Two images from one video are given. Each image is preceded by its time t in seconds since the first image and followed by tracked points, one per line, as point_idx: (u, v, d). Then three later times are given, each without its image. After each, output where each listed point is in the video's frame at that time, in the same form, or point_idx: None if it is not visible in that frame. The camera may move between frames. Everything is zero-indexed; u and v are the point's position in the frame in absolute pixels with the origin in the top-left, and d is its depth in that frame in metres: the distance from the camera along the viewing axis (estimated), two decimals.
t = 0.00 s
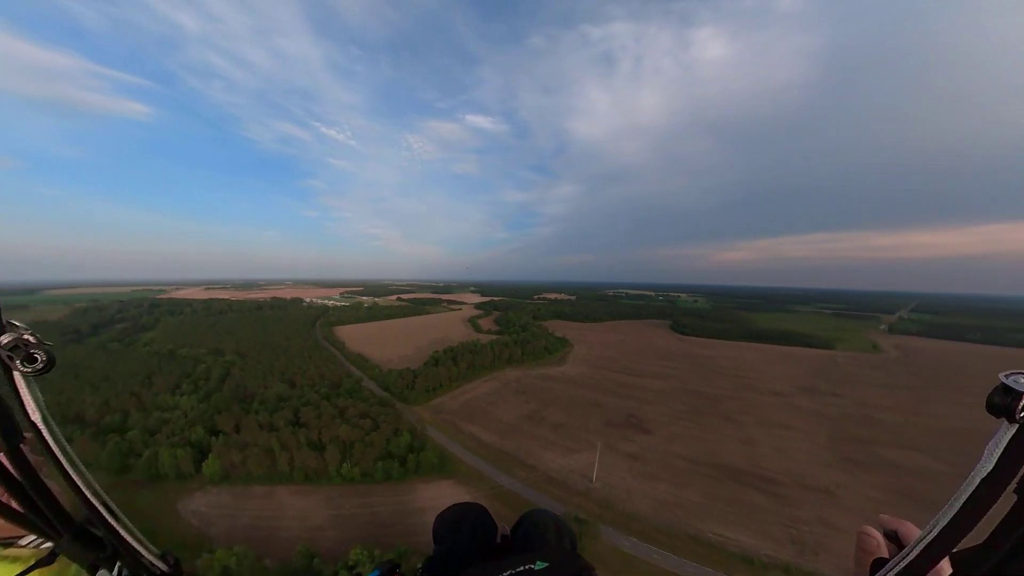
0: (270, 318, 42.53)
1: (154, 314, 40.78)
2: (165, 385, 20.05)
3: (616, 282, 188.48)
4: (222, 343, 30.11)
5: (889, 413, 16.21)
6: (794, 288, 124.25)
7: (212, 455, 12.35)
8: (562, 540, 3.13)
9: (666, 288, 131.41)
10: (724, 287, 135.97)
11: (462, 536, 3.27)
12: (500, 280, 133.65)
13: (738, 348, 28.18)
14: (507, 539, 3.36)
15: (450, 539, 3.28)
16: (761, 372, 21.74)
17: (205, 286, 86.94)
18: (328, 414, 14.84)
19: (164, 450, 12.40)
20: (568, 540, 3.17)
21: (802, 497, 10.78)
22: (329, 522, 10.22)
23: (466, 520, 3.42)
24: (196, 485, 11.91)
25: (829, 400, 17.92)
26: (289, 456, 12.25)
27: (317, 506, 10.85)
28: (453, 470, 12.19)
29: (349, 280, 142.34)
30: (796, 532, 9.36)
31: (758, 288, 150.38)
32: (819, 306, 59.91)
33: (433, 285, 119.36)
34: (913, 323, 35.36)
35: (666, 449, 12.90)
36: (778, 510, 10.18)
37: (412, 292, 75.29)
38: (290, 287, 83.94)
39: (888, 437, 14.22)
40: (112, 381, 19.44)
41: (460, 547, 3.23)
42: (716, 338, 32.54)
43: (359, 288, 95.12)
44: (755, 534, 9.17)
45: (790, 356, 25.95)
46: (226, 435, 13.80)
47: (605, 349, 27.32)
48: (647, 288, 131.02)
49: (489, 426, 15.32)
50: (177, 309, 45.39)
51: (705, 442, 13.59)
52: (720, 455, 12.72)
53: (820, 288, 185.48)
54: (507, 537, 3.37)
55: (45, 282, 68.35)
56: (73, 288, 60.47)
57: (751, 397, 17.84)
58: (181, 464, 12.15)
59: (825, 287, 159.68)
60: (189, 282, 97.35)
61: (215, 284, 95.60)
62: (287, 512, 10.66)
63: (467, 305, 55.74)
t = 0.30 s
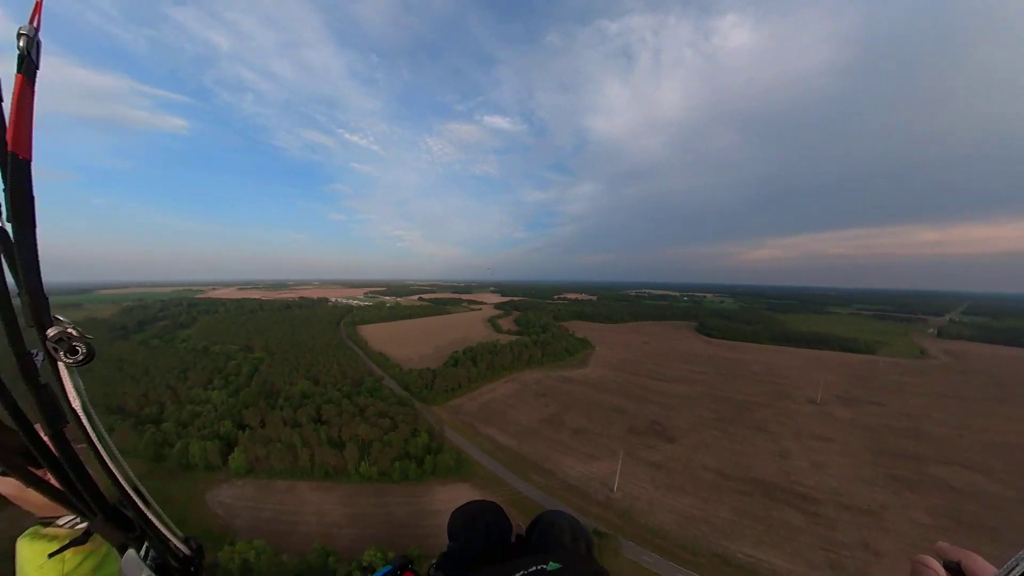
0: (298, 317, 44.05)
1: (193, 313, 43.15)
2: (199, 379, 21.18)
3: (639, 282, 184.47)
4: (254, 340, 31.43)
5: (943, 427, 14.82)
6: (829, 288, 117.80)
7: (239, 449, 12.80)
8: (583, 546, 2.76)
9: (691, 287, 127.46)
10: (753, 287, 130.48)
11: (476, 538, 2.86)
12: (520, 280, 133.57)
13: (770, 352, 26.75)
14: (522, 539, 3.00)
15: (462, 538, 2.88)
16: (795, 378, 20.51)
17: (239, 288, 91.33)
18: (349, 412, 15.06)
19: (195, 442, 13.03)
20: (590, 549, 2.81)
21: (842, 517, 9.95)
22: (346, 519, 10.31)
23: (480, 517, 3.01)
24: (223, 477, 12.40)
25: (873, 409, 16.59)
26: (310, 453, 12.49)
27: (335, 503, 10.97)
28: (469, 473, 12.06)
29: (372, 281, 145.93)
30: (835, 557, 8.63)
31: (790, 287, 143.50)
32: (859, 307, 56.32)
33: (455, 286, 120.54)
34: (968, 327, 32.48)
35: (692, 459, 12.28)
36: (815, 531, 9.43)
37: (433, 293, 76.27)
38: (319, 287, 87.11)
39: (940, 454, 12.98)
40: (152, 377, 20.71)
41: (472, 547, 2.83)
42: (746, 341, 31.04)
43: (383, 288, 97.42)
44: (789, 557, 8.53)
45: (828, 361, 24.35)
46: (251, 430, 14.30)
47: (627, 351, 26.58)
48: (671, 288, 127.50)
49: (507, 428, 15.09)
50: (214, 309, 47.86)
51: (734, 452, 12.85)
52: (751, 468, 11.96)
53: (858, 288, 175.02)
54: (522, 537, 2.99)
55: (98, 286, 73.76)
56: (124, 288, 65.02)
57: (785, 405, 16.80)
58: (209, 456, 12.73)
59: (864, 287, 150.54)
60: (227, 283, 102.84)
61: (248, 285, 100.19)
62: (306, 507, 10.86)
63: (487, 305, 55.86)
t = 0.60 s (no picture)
0: (325, 316, 45.40)
1: (228, 312, 45.38)
2: (231, 373, 22.24)
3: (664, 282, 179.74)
4: (282, 338, 32.64)
5: (1006, 448, 13.38)
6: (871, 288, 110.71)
7: (263, 443, 13.24)
8: (605, 560, 2.62)
9: (719, 287, 122.95)
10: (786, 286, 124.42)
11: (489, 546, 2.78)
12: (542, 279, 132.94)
13: (808, 357, 25.15)
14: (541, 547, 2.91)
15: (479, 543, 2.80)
16: (834, 386, 19.17)
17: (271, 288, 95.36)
18: (369, 411, 15.24)
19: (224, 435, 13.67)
20: (612, 562, 2.69)
21: (889, 545, 9.08)
22: (362, 517, 10.39)
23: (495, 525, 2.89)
24: (249, 469, 12.94)
25: (925, 422, 15.21)
26: (330, 449, 12.71)
27: (353, 500, 11.07)
28: (486, 477, 11.88)
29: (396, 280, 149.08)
30: None
31: (827, 287, 135.93)
32: (906, 309, 52.43)
33: (476, 285, 121.23)
34: None
35: (720, 472, 11.59)
36: (858, 559, 8.63)
37: (455, 292, 76.98)
38: (345, 287, 89.90)
39: (1004, 478, 11.69)
40: (189, 372, 21.97)
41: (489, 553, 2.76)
42: (778, 344, 29.44)
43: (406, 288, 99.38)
44: None
45: (871, 369, 22.66)
46: (276, 425, 14.79)
47: (650, 354, 25.73)
48: (697, 288, 123.46)
49: (526, 431, 14.82)
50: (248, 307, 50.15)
51: (767, 466, 12.03)
52: (786, 484, 11.16)
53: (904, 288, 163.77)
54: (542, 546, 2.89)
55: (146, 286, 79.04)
56: (169, 287, 69.34)
57: (825, 416, 15.66)
58: (236, 449, 13.28)
59: (910, 287, 140.70)
60: (260, 283, 107.43)
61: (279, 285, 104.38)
62: (324, 503, 11.01)
63: (508, 305, 55.78)
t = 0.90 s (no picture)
0: (347, 316, 46.57)
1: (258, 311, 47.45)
2: (257, 369, 23.19)
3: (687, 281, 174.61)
4: (307, 336, 33.71)
5: None
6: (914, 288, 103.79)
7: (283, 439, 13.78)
8: None
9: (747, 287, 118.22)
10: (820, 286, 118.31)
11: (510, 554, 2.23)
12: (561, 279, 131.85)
13: (845, 363, 23.62)
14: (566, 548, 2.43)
15: (497, 547, 2.27)
16: (875, 395, 17.87)
17: (299, 288, 99.22)
18: (386, 410, 15.33)
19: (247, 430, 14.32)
20: None
21: None
22: (376, 517, 10.53)
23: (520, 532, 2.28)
24: (270, 464, 13.62)
25: (981, 439, 13.86)
26: (346, 448, 12.96)
27: (366, 499, 11.34)
28: (501, 482, 11.67)
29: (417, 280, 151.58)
30: None
31: (864, 287, 128.58)
32: (956, 312, 48.61)
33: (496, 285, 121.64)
34: None
35: (748, 486, 10.91)
36: None
37: (475, 292, 77.37)
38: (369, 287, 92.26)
39: None
40: (219, 367, 23.06)
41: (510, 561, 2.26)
42: (812, 349, 27.84)
43: (427, 287, 100.80)
44: None
45: (917, 377, 20.99)
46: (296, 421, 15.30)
47: (673, 357, 24.92)
48: (724, 288, 119.29)
49: (543, 435, 14.52)
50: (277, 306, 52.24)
51: (799, 481, 11.24)
52: (820, 501, 10.41)
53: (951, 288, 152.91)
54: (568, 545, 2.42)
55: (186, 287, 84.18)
56: (206, 287, 73.51)
57: (865, 428, 14.56)
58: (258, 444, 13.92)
59: (959, 287, 131.11)
60: (289, 282, 111.69)
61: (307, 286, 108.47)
62: (338, 501, 11.38)
63: (527, 305, 55.51)
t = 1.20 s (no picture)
0: (364, 315, 47.32)
1: (280, 310, 49.05)
2: (277, 366, 23.89)
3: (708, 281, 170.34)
4: (326, 335, 34.53)
5: None
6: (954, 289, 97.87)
7: (299, 436, 14.10)
8: None
9: (771, 287, 114.33)
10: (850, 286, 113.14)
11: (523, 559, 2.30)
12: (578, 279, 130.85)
13: (880, 369, 22.25)
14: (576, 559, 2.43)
15: (511, 550, 2.33)
16: (913, 405, 16.72)
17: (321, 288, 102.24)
18: (400, 410, 15.37)
19: (265, 426, 14.71)
20: None
21: None
22: (386, 518, 10.63)
23: (535, 541, 2.32)
24: (286, 460, 13.99)
25: None
26: (359, 447, 13.14)
27: (377, 498, 11.49)
28: (513, 486, 11.47)
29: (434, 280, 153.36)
30: None
31: (898, 287, 122.14)
32: (1001, 314, 45.45)
33: (512, 285, 121.54)
34: None
35: (774, 501, 10.29)
36: None
37: (491, 292, 77.59)
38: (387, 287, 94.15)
39: None
40: (242, 364, 23.91)
41: (521, 564, 2.34)
42: (841, 353, 26.48)
43: (443, 287, 101.93)
44: None
45: (960, 385, 19.56)
46: (312, 419, 15.58)
47: (692, 360, 24.16)
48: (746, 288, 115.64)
49: (557, 439, 14.24)
50: (298, 305, 53.85)
51: (830, 497, 10.53)
52: (854, 520, 9.73)
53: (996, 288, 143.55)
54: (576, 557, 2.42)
55: (216, 287, 88.12)
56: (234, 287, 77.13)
57: (904, 440, 13.60)
58: (275, 440, 14.30)
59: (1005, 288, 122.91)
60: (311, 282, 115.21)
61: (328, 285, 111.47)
62: (348, 500, 11.58)
63: (542, 305, 55.29)
